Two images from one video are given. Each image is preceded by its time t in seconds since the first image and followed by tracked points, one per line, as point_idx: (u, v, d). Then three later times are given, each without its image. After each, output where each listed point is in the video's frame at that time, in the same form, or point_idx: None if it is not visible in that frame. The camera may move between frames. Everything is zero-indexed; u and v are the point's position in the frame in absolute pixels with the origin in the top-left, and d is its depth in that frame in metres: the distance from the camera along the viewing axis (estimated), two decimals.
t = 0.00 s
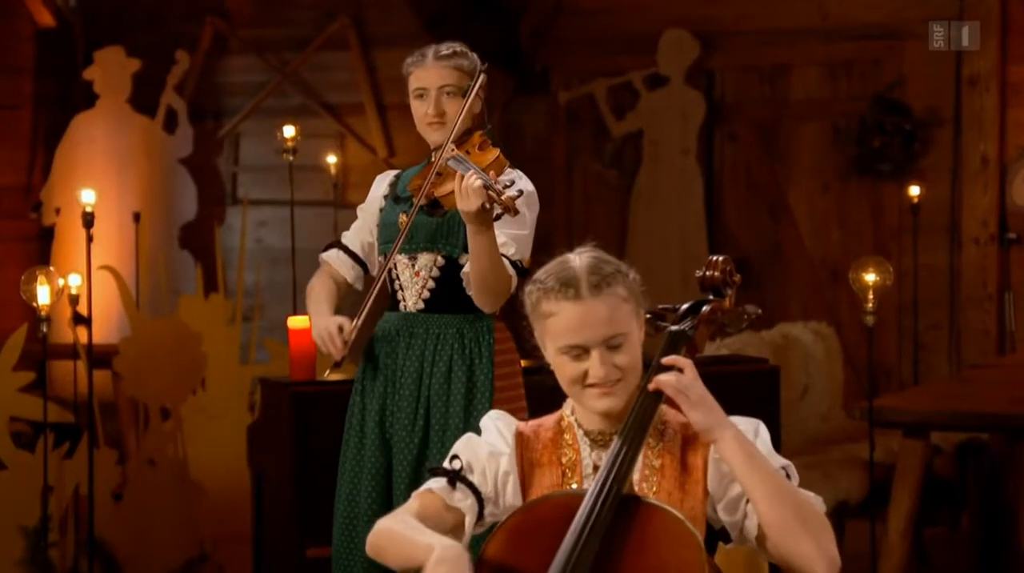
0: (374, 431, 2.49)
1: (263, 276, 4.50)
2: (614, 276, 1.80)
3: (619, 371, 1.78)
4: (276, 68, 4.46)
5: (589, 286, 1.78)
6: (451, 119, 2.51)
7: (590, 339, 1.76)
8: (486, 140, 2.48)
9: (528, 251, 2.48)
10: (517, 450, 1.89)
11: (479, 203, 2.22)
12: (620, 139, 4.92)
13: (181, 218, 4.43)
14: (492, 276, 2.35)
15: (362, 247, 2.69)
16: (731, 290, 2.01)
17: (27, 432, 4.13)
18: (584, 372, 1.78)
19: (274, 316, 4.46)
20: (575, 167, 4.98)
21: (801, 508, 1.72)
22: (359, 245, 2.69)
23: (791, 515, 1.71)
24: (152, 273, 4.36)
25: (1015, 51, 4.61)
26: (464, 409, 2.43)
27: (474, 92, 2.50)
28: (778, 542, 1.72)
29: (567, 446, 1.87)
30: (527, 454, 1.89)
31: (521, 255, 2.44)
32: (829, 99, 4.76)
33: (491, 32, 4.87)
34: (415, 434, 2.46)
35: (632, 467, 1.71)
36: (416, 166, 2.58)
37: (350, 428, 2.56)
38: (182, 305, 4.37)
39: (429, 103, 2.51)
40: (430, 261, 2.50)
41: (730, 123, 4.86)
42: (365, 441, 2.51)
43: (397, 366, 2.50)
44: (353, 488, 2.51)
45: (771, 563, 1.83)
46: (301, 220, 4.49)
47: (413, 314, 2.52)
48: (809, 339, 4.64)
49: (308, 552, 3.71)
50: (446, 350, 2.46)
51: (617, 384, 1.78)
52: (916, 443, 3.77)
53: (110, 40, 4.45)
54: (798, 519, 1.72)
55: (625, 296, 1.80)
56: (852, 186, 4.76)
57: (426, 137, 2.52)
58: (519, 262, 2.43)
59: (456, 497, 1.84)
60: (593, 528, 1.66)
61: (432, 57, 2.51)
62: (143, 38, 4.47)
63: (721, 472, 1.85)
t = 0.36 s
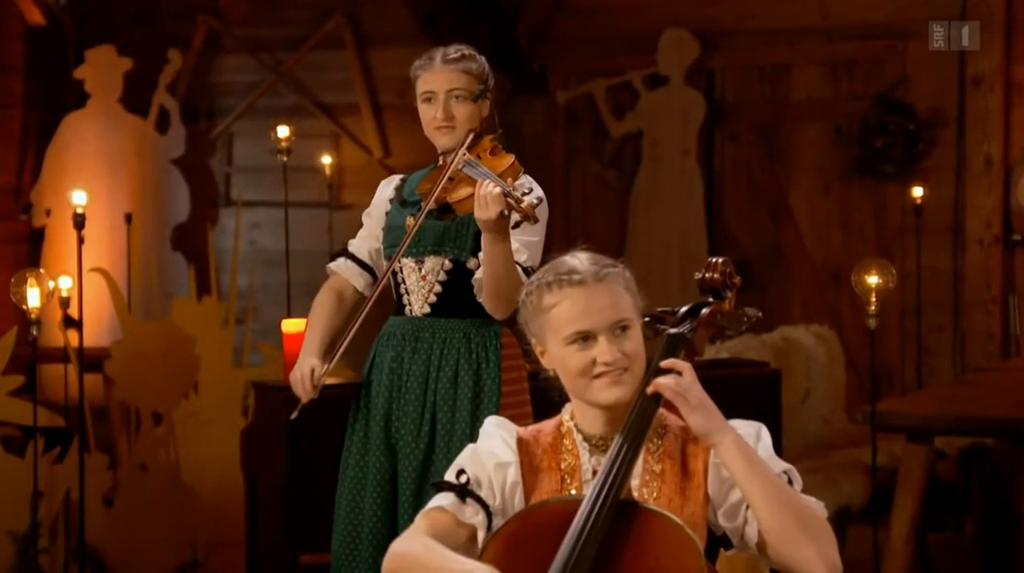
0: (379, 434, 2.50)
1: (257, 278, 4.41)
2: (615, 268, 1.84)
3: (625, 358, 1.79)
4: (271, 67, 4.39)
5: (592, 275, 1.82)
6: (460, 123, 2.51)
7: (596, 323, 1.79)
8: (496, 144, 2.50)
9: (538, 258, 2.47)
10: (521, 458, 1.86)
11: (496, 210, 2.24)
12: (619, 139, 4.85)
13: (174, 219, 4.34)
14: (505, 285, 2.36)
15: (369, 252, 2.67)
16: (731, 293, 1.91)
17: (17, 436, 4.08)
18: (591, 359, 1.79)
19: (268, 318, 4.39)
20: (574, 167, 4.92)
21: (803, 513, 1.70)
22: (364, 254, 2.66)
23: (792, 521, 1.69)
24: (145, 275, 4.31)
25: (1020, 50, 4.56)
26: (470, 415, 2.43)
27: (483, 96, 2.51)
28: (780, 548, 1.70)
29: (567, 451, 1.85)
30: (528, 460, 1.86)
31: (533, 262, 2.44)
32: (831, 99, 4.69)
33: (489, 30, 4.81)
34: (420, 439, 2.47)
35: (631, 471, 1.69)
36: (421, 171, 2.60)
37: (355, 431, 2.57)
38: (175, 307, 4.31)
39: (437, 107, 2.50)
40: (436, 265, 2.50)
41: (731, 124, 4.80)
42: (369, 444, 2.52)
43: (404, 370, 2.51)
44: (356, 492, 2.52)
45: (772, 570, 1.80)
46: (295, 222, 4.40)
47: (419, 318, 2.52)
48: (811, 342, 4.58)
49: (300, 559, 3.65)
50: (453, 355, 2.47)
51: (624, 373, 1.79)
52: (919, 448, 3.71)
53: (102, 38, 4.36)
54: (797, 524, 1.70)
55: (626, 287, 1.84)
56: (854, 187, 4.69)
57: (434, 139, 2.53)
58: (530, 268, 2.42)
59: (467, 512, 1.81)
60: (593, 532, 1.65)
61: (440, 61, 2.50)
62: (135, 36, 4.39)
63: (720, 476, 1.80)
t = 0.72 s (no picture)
0: (383, 439, 2.48)
1: (250, 280, 4.38)
2: (614, 271, 1.83)
3: (625, 359, 1.77)
4: (265, 67, 4.34)
5: (591, 276, 1.80)
6: (463, 122, 2.54)
7: (596, 323, 1.77)
8: (500, 143, 2.54)
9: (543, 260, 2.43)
10: (518, 462, 1.81)
11: (508, 207, 2.25)
12: (617, 139, 4.80)
13: (168, 220, 4.30)
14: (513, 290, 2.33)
15: (367, 250, 2.68)
16: (733, 295, 1.87)
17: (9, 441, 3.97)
18: (590, 360, 1.76)
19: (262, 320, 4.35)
20: (573, 169, 4.86)
21: (805, 517, 1.67)
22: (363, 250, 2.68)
23: (793, 526, 1.66)
24: (137, 277, 4.25)
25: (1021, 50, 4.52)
26: (476, 418, 2.42)
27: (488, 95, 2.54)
28: (782, 554, 1.67)
29: (565, 454, 1.82)
30: (525, 463, 1.83)
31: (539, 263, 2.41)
32: (832, 99, 4.64)
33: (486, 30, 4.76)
34: (424, 442, 2.45)
35: (630, 475, 1.63)
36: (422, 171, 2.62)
37: (357, 436, 2.55)
38: (168, 308, 4.24)
39: (441, 105, 2.53)
40: (441, 266, 2.51)
41: (731, 124, 4.76)
42: (372, 449, 2.50)
43: (407, 373, 2.50)
44: (359, 497, 2.50)
45: None
46: (289, 223, 4.36)
47: (422, 319, 2.52)
48: (810, 343, 4.55)
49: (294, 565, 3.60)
50: (458, 357, 2.45)
51: (624, 374, 1.76)
52: (921, 452, 3.66)
53: (94, 35, 4.31)
54: (800, 528, 1.67)
55: (626, 289, 1.82)
56: (855, 188, 4.65)
57: (435, 138, 2.56)
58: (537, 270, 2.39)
59: (458, 517, 1.76)
60: (592, 537, 1.57)
61: (444, 59, 2.53)
62: (127, 36, 4.35)
63: (721, 480, 1.78)
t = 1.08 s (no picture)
0: (384, 445, 2.47)
1: (243, 283, 4.32)
2: (616, 273, 1.80)
3: (629, 365, 1.74)
4: (257, 66, 4.28)
5: (594, 279, 1.77)
6: (462, 123, 2.49)
7: (600, 328, 1.74)
8: (501, 145, 2.49)
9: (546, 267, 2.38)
10: (513, 467, 1.79)
11: (514, 210, 2.25)
12: (615, 140, 4.74)
13: (157, 221, 4.22)
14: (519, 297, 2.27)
15: (361, 240, 2.62)
16: (737, 298, 1.91)
17: None
18: (594, 365, 1.73)
19: (255, 324, 4.31)
20: (571, 170, 4.80)
21: (805, 528, 1.65)
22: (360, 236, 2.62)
23: (794, 537, 1.64)
24: (128, 279, 4.19)
25: None
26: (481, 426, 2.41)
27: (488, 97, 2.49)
28: (781, 565, 1.65)
29: (564, 460, 1.79)
30: (521, 467, 1.81)
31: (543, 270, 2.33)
32: (833, 99, 4.58)
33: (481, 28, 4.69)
34: (427, 449, 2.44)
35: (632, 485, 1.62)
36: (419, 171, 2.57)
37: (355, 439, 2.53)
38: (159, 312, 4.20)
39: (441, 106, 2.47)
40: (442, 271, 2.47)
41: (730, 124, 4.69)
42: (372, 454, 2.49)
43: (408, 379, 2.48)
44: (358, 503, 2.50)
45: None
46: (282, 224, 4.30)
47: (424, 325, 2.48)
48: (811, 347, 4.49)
49: None
50: (461, 363, 2.44)
51: (628, 379, 1.73)
52: (922, 457, 3.60)
53: (87, 34, 4.26)
54: (802, 541, 1.64)
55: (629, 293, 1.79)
56: (856, 189, 4.59)
57: (434, 139, 2.50)
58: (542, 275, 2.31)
59: (453, 524, 1.73)
60: (593, 547, 1.57)
61: (442, 59, 2.47)
62: (118, 36, 4.29)
63: (723, 487, 1.76)
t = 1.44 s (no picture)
0: (376, 450, 2.41)
1: (236, 283, 4.25)
2: (618, 272, 1.75)
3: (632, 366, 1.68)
4: (250, 64, 4.23)
5: (597, 277, 1.72)
6: (453, 123, 2.43)
7: (604, 328, 1.68)
8: (493, 145, 2.44)
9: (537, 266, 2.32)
10: (510, 466, 1.75)
11: (499, 216, 2.16)
12: (612, 139, 4.70)
13: (149, 221, 4.16)
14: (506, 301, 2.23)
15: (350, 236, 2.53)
16: (738, 298, 1.87)
17: None
18: (596, 366, 1.68)
19: (247, 326, 4.24)
20: (567, 170, 4.76)
21: (810, 532, 1.60)
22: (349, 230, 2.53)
23: (799, 541, 1.59)
24: (119, 281, 4.12)
25: None
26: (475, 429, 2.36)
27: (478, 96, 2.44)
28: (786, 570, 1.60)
29: (563, 461, 1.74)
30: (520, 470, 1.75)
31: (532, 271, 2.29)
32: (834, 97, 4.53)
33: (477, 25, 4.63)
34: (420, 453, 2.38)
35: (631, 487, 1.56)
36: (414, 171, 2.50)
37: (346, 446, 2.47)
38: (150, 314, 4.13)
39: (431, 106, 2.42)
40: (434, 271, 2.43)
41: (730, 122, 4.64)
42: (364, 460, 2.42)
43: (401, 381, 2.42)
44: (350, 509, 2.42)
45: None
46: (276, 224, 4.26)
47: (416, 326, 2.44)
48: (810, 349, 4.43)
49: None
50: (454, 365, 2.39)
51: (631, 380, 1.68)
52: (924, 459, 3.55)
53: (74, 32, 4.15)
54: (806, 543, 1.59)
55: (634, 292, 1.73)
56: (857, 189, 4.53)
57: (426, 140, 2.45)
58: (532, 276, 2.27)
59: (443, 514, 1.70)
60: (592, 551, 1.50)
61: (431, 59, 2.41)
62: (107, 34, 4.18)
63: (724, 490, 1.71)
